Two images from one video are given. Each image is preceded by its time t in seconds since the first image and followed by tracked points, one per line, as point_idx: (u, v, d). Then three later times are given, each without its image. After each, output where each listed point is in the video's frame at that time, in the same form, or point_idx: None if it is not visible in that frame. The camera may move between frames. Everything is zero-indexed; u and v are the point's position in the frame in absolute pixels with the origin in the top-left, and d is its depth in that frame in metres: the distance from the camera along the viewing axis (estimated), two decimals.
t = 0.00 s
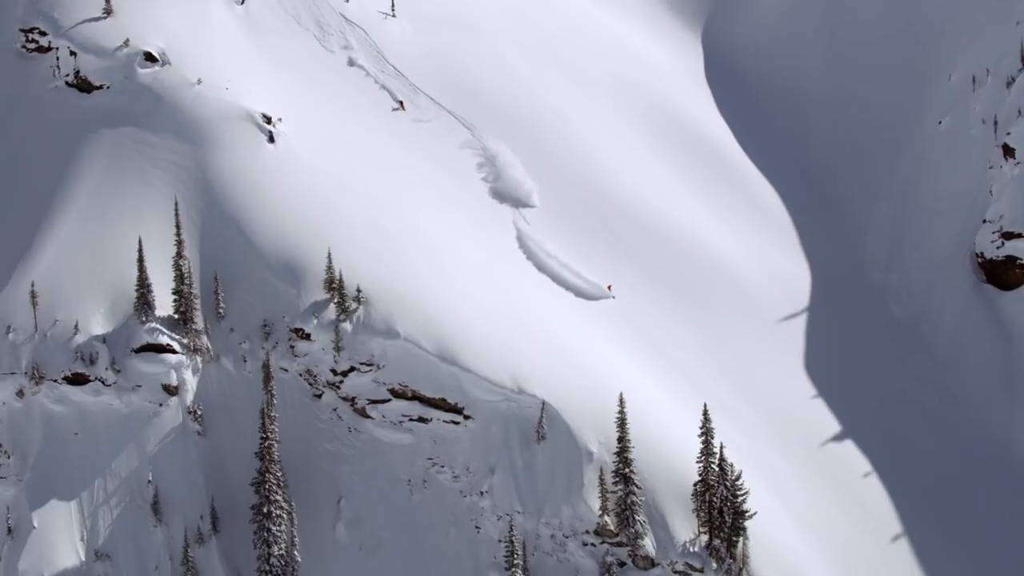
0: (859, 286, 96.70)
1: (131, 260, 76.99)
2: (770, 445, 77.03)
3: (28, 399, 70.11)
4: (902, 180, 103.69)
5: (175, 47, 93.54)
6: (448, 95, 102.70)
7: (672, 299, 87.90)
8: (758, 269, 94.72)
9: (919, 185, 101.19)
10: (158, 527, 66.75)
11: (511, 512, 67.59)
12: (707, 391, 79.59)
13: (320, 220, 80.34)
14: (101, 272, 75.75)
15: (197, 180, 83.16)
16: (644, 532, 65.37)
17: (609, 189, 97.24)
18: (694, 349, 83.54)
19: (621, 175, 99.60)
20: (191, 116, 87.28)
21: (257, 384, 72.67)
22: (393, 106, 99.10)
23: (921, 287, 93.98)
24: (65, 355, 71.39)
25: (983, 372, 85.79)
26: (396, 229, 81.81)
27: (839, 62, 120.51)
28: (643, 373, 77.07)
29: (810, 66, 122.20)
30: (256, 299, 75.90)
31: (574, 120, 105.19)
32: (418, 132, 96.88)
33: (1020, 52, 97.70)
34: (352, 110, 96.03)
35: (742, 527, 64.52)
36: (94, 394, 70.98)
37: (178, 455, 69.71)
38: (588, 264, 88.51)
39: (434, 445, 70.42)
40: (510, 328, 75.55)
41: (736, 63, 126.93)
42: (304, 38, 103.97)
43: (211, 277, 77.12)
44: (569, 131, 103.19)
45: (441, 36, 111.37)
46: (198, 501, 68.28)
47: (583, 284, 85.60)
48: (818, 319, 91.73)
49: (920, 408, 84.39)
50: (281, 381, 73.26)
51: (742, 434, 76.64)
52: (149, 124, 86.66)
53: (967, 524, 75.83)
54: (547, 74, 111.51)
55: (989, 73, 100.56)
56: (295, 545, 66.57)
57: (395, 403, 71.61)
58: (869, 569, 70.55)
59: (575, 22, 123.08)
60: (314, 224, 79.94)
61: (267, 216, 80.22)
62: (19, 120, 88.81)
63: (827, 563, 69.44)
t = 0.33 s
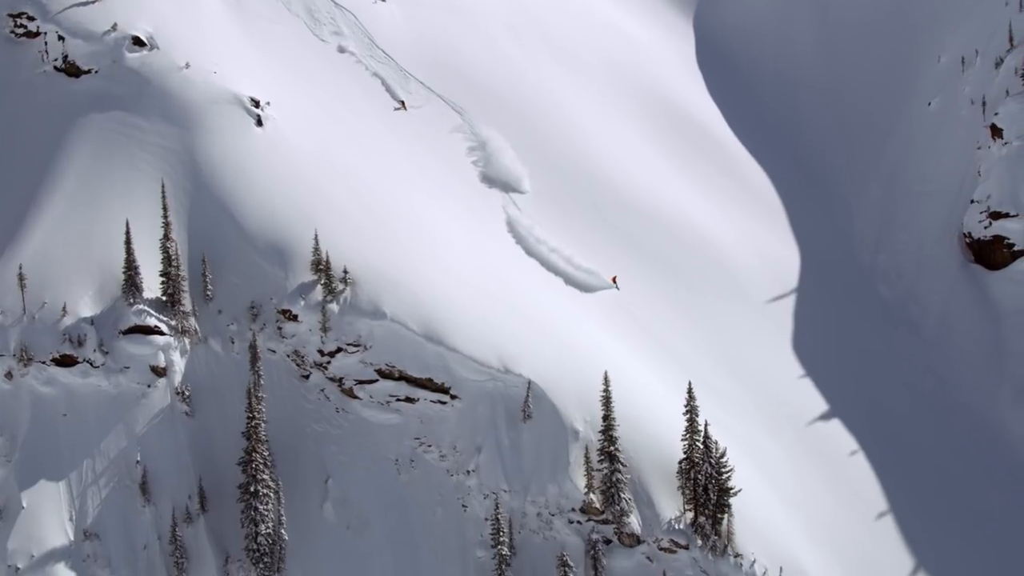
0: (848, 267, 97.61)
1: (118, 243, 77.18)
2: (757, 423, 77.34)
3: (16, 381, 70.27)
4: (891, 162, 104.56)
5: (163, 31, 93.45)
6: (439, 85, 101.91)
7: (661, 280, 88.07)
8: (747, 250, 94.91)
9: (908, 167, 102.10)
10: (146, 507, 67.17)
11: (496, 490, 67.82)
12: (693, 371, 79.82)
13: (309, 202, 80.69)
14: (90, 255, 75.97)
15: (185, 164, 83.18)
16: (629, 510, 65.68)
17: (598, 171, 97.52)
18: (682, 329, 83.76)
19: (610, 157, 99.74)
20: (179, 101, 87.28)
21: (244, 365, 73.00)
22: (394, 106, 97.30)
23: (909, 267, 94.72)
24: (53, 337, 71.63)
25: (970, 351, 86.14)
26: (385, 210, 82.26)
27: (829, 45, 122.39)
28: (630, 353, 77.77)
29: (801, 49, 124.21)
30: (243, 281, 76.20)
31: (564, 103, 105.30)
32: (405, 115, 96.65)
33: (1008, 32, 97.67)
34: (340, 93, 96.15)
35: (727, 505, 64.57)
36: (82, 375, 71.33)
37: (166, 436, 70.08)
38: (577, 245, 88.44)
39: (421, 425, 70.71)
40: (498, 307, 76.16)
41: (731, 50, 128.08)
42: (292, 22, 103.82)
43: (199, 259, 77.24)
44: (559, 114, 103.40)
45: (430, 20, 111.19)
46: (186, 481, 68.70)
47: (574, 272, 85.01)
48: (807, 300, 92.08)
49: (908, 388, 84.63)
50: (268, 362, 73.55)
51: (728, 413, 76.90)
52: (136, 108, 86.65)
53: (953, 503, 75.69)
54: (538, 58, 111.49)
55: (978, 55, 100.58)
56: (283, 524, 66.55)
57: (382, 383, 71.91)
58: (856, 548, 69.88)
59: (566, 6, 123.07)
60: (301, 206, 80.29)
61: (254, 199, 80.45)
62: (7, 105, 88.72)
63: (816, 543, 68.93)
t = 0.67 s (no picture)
0: (835, 248, 97.93)
1: (105, 226, 77.34)
2: (745, 404, 77.59)
3: (3, 363, 70.67)
4: (879, 145, 104.80)
5: (150, 16, 93.40)
6: (428, 70, 101.86)
7: (650, 262, 88.24)
8: (736, 232, 95.07)
9: (896, 149, 102.40)
10: (133, 488, 67.54)
11: (482, 470, 68.04)
12: (680, 351, 80.08)
13: (296, 185, 80.90)
14: (77, 239, 76.20)
15: (172, 148, 83.25)
16: (614, 488, 66.05)
17: (587, 154, 97.69)
18: (669, 310, 84.00)
19: (599, 140, 99.85)
20: (166, 85, 87.34)
21: (230, 346, 73.26)
22: (394, 106, 95.52)
23: (897, 248, 95.08)
24: (40, 320, 71.89)
25: (956, 330, 86.54)
26: (372, 192, 82.48)
27: (820, 29, 123.31)
28: (617, 334, 78.20)
29: (792, 32, 124.96)
30: (230, 263, 76.40)
31: (553, 87, 105.38)
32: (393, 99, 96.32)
33: (996, 14, 97.58)
34: (328, 76, 96.16)
35: (711, 483, 64.82)
36: (70, 357, 71.66)
37: (153, 417, 70.36)
38: (566, 227, 88.77)
39: (407, 406, 70.99)
40: (484, 288, 76.51)
41: (723, 36, 128.05)
42: (281, 6, 103.64)
43: (186, 242, 77.46)
44: (548, 98, 103.50)
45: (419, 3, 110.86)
46: (173, 462, 69.05)
47: (562, 258, 84.80)
48: (794, 281, 92.29)
49: (894, 368, 84.93)
50: (255, 344, 73.77)
51: (714, 392, 77.20)
52: (123, 93, 86.73)
53: (939, 481, 75.92)
54: (527, 42, 111.44)
55: (966, 36, 100.59)
56: (269, 504, 67.04)
57: (368, 363, 72.20)
58: (841, 528, 70.02)
59: None
60: (288, 187, 80.54)
61: (241, 181, 80.68)
62: None
63: (801, 523, 69.00)
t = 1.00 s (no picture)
0: (824, 231, 98.09)
1: (92, 210, 77.48)
2: (731, 384, 77.93)
3: None
4: (868, 127, 104.99)
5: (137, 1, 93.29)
6: (415, 53, 101.99)
7: (638, 245, 88.33)
8: (724, 215, 95.24)
9: (885, 132, 102.53)
10: (120, 469, 67.87)
11: (467, 450, 68.43)
12: (667, 332, 80.28)
13: (283, 168, 81.03)
14: (63, 223, 76.35)
15: (159, 133, 83.33)
16: (598, 468, 66.32)
17: (576, 137, 97.80)
18: (657, 292, 84.21)
19: (588, 125, 99.87)
20: (152, 69, 87.34)
21: (217, 329, 73.51)
22: (394, 107, 93.97)
23: (885, 230, 95.17)
24: (27, 303, 72.16)
25: (943, 310, 86.75)
26: (359, 175, 82.63)
27: (810, 13, 123.72)
28: (603, 316, 78.54)
29: (784, 17, 125.24)
30: (217, 247, 76.57)
31: (543, 71, 105.44)
32: (383, 84, 96.42)
33: None
34: (317, 61, 96.21)
35: (695, 462, 65.04)
36: (56, 340, 72.01)
37: (140, 399, 70.65)
38: (555, 210, 88.95)
39: (393, 387, 71.28)
40: (470, 270, 76.68)
41: (716, 23, 128.14)
42: None
43: (172, 226, 77.63)
44: (537, 81, 103.56)
45: None
46: (159, 444, 69.29)
47: (552, 244, 84.35)
48: (783, 264, 92.52)
49: (881, 349, 85.19)
50: (242, 327, 74.06)
51: (700, 372, 77.52)
52: (110, 77, 86.73)
53: (924, 460, 76.15)
54: (517, 27, 111.37)
55: (954, 19, 100.58)
56: (255, 484, 67.28)
57: (355, 345, 72.48)
58: (827, 506, 70.33)
59: None
60: (275, 171, 80.62)
61: (228, 165, 80.79)
62: None
63: (786, 503, 69.16)
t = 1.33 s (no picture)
0: (814, 216, 98.16)
1: (80, 196, 77.52)
2: (719, 368, 78.06)
3: None
4: (859, 113, 104.94)
5: None
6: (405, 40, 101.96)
7: (628, 229, 88.45)
8: (714, 200, 95.36)
9: (875, 117, 102.44)
10: (108, 453, 68.13)
11: (453, 433, 68.61)
12: (655, 317, 80.46)
13: (271, 153, 81.12)
14: (51, 209, 76.41)
15: (147, 119, 83.36)
16: (584, 451, 66.49)
17: (566, 123, 97.86)
18: (645, 276, 84.24)
19: (578, 111, 99.85)
20: (141, 56, 87.32)
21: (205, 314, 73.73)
22: (394, 110, 92.65)
23: (875, 216, 95.16)
24: (15, 289, 72.29)
25: (931, 294, 86.81)
26: (347, 160, 82.83)
27: None
28: (591, 300, 78.80)
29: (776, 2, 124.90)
30: (205, 232, 76.68)
31: (533, 57, 105.39)
32: (373, 71, 96.41)
33: None
34: (306, 48, 96.22)
35: (680, 445, 65.18)
36: (44, 325, 72.09)
37: (128, 384, 70.86)
38: (545, 195, 89.11)
39: (380, 371, 71.45)
40: (457, 254, 76.81)
41: (708, 10, 128.37)
42: None
43: (161, 211, 77.75)
44: (528, 67, 103.58)
45: None
46: (147, 428, 69.53)
47: (541, 233, 84.19)
48: (772, 249, 92.55)
49: (869, 334, 85.33)
50: (230, 312, 74.22)
51: (688, 356, 77.71)
52: (98, 64, 86.66)
53: (912, 444, 76.31)
54: (508, 13, 111.27)
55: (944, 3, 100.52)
56: (242, 468, 67.47)
57: (342, 330, 72.63)
58: (814, 489, 70.58)
59: None
60: (263, 157, 80.71)
61: (216, 151, 80.89)
62: None
63: (773, 487, 69.31)
